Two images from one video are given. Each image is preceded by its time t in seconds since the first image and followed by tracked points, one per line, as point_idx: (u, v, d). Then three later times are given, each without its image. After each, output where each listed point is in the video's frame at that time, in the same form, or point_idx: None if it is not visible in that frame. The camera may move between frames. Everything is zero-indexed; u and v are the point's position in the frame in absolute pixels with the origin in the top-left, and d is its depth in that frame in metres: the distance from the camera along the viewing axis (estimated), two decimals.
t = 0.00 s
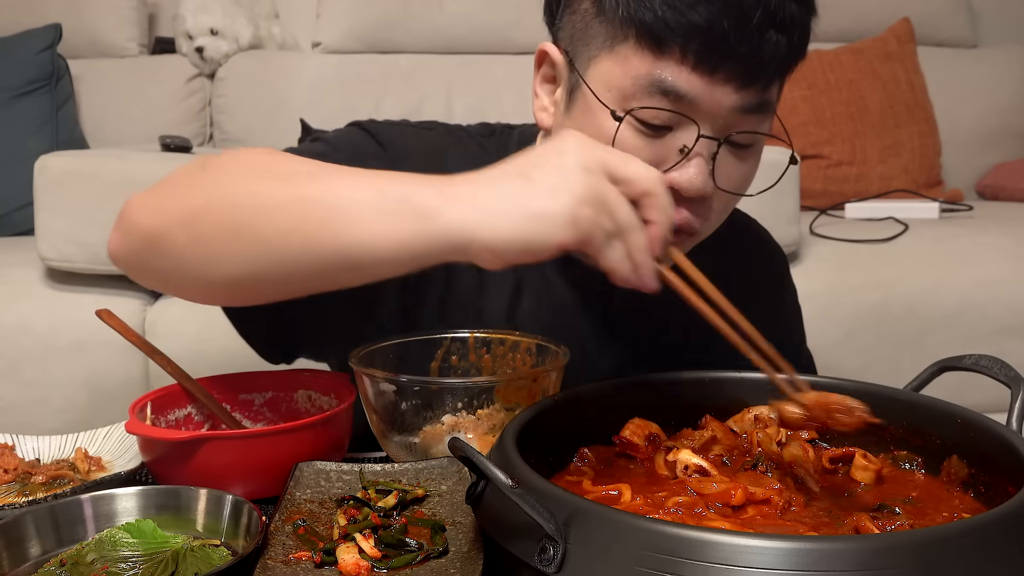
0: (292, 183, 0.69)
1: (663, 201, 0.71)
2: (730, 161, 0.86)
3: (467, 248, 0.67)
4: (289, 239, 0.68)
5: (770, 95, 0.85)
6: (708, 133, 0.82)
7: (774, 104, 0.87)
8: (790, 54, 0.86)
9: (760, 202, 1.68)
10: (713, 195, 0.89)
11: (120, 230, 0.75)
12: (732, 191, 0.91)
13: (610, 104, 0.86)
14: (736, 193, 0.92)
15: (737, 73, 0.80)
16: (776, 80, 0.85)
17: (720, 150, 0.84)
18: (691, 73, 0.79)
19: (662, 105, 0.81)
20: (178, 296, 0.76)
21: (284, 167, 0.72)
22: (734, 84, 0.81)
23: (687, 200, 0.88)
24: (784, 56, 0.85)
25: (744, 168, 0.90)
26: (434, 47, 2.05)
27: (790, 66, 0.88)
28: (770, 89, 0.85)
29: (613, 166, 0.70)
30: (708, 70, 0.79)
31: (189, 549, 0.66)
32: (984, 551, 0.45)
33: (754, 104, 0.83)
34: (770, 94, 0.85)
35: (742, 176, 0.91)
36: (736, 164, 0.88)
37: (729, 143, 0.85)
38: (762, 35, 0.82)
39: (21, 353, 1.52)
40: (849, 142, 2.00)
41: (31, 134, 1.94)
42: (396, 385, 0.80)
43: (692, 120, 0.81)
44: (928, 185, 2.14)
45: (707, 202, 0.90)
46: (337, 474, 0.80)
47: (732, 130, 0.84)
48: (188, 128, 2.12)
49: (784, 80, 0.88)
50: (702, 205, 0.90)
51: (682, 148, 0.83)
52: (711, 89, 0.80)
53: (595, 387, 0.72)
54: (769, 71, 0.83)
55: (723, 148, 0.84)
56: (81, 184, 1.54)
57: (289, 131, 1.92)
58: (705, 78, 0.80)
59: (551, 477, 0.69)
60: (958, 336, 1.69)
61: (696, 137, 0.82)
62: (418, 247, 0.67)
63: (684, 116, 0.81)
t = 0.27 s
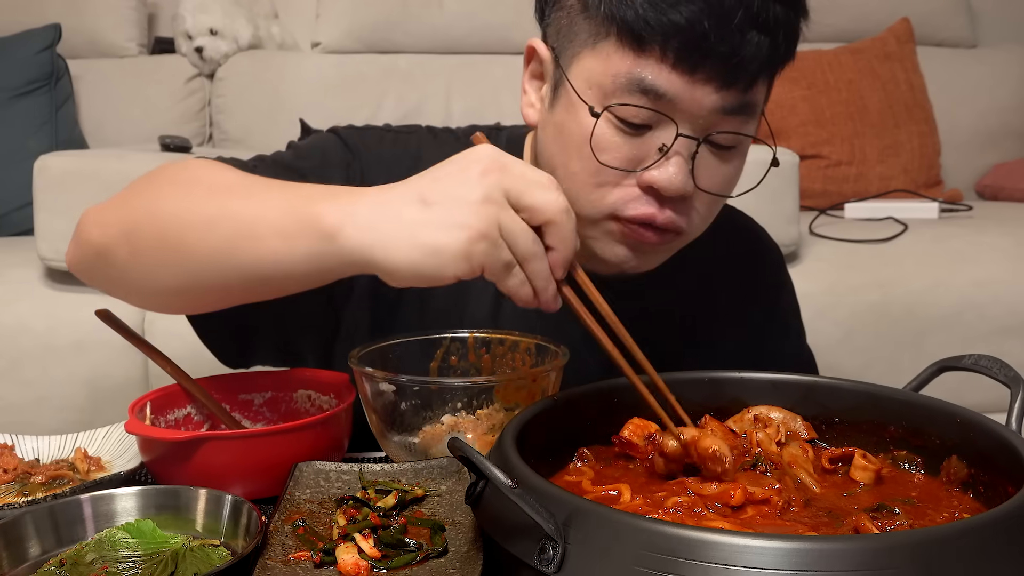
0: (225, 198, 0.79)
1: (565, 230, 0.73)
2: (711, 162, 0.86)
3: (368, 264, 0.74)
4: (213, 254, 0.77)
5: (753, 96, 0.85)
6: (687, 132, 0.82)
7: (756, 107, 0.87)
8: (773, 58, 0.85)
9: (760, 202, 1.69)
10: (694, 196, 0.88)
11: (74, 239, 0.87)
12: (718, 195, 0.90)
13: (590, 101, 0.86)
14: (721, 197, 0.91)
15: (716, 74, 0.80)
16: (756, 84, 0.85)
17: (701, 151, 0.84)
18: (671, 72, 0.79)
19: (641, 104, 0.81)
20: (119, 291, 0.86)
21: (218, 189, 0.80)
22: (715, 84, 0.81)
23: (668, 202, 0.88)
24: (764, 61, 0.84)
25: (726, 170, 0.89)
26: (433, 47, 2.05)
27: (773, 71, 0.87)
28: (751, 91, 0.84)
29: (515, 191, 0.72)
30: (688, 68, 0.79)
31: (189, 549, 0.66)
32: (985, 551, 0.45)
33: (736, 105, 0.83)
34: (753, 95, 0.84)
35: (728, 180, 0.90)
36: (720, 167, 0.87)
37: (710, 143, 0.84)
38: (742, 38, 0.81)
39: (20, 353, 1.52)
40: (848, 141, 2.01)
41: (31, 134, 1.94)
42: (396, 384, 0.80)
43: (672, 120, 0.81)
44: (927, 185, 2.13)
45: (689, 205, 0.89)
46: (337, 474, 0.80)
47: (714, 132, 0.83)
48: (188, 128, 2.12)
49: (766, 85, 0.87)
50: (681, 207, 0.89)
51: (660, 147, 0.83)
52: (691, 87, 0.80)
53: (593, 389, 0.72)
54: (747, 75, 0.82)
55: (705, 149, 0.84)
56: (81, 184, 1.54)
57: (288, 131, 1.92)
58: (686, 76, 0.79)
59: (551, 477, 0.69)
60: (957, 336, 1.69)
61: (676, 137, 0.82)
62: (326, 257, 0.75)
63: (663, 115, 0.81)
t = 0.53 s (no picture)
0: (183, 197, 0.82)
1: (508, 203, 0.72)
2: (691, 152, 0.89)
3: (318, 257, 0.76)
4: (172, 253, 0.80)
5: (738, 88, 0.87)
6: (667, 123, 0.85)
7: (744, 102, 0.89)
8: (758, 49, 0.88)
9: (759, 202, 1.69)
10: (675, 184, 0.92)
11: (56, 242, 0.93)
12: (699, 186, 0.94)
13: (572, 90, 0.89)
14: (703, 189, 0.95)
15: (696, 64, 0.83)
16: (744, 74, 0.87)
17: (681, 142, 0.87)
18: (651, 62, 0.83)
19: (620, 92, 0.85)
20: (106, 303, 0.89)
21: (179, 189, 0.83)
22: (697, 73, 0.84)
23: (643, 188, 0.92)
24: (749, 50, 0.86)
25: (708, 162, 0.92)
26: (432, 47, 2.04)
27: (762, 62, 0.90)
28: (738, 83, 0.86)
29: (448, 172, 0.72)
30: (668, 57, 0.82)
31: (188, 549, 0.66)
32: (985, 551, 0.45)
33: (716, 98, 0.86)
34: (739, 87, 0.87)
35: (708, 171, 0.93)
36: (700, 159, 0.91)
37: (691, 134, 0.87)
38: (721, 27, 0.84)
39: (20, 353, 1.52)
40: (848, 141, 1.99)
41: (30, 134, 1.94)
42: (395, 384, 0.80)
43: (651, 110, 0.85)
44: (927, 184, 2.16)
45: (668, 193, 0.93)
46: (336, 474, 0.80)
47: (693, 125, 0.86)
48: (188, 129, 2.12)
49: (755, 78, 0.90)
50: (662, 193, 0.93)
51: (641, 136, 0.87)
52: (672, 79, 0.83)
53: (592, 389, 0.72)
54: (731, 64, 0.84)
55: (684, 141, 0.87)
56: (80, 184, 1.54)
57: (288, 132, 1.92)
58: (666, 66, 0.83)
59: (551, 477, 0.69)
60: (957, 336, 1.69)
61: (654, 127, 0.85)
62: (275, 256, 0.78)
63: (643, 105, 0.85)
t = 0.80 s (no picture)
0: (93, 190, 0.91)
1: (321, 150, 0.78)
2: (619, 160, 0.96)
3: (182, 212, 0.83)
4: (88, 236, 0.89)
5: (673, 100, 0.92)
6: (593, 127, 0.92)
7: (683, 117, 0.94)
8: (700, 54, 0.92)
9: (758, 201, 1.68)
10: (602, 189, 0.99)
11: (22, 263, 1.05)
12: (630, 196, 1.00)
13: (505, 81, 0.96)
14: (635, 201, 1.01)
15: (628, 65, 0.90)
16: (684, 82, 0.92)
17: (608, 145, 0.94)
18: (583, 63, 0.90)
19: (551, 92, 0.91)
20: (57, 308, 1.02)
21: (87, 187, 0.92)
22: (625, 75, 0.90)
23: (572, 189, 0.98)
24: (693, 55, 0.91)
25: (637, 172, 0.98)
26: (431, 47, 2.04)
27: (715, 69, 0.94)
28: (675, 94, 0.92)
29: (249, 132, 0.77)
30: (598, 60, 0.90)
31: (188, 549, 0.66)
32: (984, 551, 0.45)
33: (646, 108, 0.92)
34: (675, 98, 0.92)
35: (643, 182, 0.99)
36: (631, 169, 0.97)
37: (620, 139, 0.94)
38: (658, 30, 0.89)
39: (20, 353, 1.52)
40: (848, 141, 2.00)
41: (30, 134, 1.95)
42: (395, 384, 0.80)
43: (581, 112, 0.92)
44: (927, 185, 2.17)
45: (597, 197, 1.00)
46: (336, 474, 0.80)
47: (622, 131, 0.93)
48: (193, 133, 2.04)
49: (705, 91, 0.94)
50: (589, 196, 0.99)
51: (569, 136, 0.94)
52: (600, 83, 0.90)
53: (593, 389, 0.72)
54: (668, 65, 0.90)
55: (612, 143, 0.94)
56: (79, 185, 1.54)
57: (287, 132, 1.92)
58: (597, 67, 0.90)
59: (550, 477, 0.69)
60: (956, 337, 1.69)
61: (580, 126, 0.92)
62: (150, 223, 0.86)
63: (573, 105, 0.92)
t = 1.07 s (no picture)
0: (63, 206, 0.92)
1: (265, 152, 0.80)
2: (552, 175, 0.92)
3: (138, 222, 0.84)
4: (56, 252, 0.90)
5: (609, 116, 0.89)
6: (522, 135, 0.90)
7: (620, 133, 0.91)
8: (634, 69, 0.87)
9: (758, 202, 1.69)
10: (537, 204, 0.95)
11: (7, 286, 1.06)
12: (563, 212, 0.95)
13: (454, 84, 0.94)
14: (570, 219, 0.96)
15: (558, 74, 0.87)
16: (619, 96, 0.88)
17: (539, 155, 0.91)
18: (516, 70, 0.88)
19: (485, 99, 0.90)
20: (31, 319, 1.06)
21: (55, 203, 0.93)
22: (557, 87, 0.87)
23: (503, 202, 0.95)
24: (629, 67, 0.87)
25: (574, 190, 0.94)
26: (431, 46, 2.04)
27: (654, 83, 0.90)
28: (609, 107, 0.88)
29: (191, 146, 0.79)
30: (529, 67, 0.87)
31: (187, 549, 0.66)
32: (984, 551, 0.45)
33: (580, 119, 0.88)
34: (611, 114, 0.89)
35: (578, 199, 0.95)
36: (566, 183, 0.93)
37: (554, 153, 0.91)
38: (590, 40, 0.86)
39: (20, 353, 1.52)
40: (848, 141, 2.00)
41: (30, 134, 1.96)
42: (394, 385, 0.80)
43: (512, 119, 0.90)
44: (926, 185, 2.14)
45: (529, 212, 0.96)
46: (336, 474, 0.80)
47: (554, 141, 0.90)
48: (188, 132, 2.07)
49: (645, 106, 0.91)
50: (522, 211, 0.96)
51: (501, 143, 0.91)
52: (531, 91, 0.88)
53: (592, 389, 0.72)
54: (600, 77, 0.86)
55: (544, 155, 0.91)
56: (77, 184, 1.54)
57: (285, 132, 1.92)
58: (528, 75, 0.88)
59: (549, 477, 0.69)
60: (955, 337, 1.69)
61: (510, 133, 0.90)
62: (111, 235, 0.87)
63: (504, 112, 0.90)
